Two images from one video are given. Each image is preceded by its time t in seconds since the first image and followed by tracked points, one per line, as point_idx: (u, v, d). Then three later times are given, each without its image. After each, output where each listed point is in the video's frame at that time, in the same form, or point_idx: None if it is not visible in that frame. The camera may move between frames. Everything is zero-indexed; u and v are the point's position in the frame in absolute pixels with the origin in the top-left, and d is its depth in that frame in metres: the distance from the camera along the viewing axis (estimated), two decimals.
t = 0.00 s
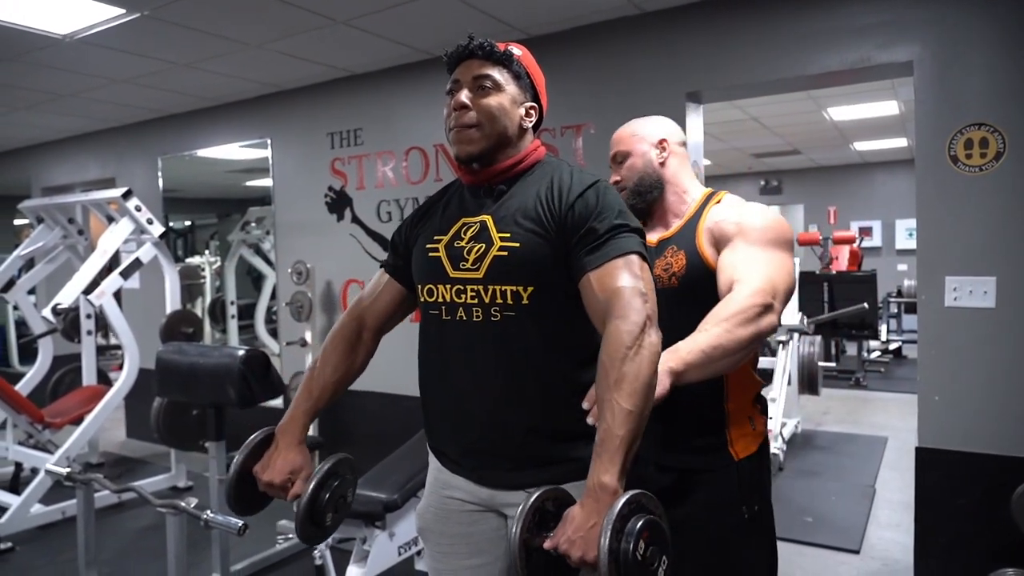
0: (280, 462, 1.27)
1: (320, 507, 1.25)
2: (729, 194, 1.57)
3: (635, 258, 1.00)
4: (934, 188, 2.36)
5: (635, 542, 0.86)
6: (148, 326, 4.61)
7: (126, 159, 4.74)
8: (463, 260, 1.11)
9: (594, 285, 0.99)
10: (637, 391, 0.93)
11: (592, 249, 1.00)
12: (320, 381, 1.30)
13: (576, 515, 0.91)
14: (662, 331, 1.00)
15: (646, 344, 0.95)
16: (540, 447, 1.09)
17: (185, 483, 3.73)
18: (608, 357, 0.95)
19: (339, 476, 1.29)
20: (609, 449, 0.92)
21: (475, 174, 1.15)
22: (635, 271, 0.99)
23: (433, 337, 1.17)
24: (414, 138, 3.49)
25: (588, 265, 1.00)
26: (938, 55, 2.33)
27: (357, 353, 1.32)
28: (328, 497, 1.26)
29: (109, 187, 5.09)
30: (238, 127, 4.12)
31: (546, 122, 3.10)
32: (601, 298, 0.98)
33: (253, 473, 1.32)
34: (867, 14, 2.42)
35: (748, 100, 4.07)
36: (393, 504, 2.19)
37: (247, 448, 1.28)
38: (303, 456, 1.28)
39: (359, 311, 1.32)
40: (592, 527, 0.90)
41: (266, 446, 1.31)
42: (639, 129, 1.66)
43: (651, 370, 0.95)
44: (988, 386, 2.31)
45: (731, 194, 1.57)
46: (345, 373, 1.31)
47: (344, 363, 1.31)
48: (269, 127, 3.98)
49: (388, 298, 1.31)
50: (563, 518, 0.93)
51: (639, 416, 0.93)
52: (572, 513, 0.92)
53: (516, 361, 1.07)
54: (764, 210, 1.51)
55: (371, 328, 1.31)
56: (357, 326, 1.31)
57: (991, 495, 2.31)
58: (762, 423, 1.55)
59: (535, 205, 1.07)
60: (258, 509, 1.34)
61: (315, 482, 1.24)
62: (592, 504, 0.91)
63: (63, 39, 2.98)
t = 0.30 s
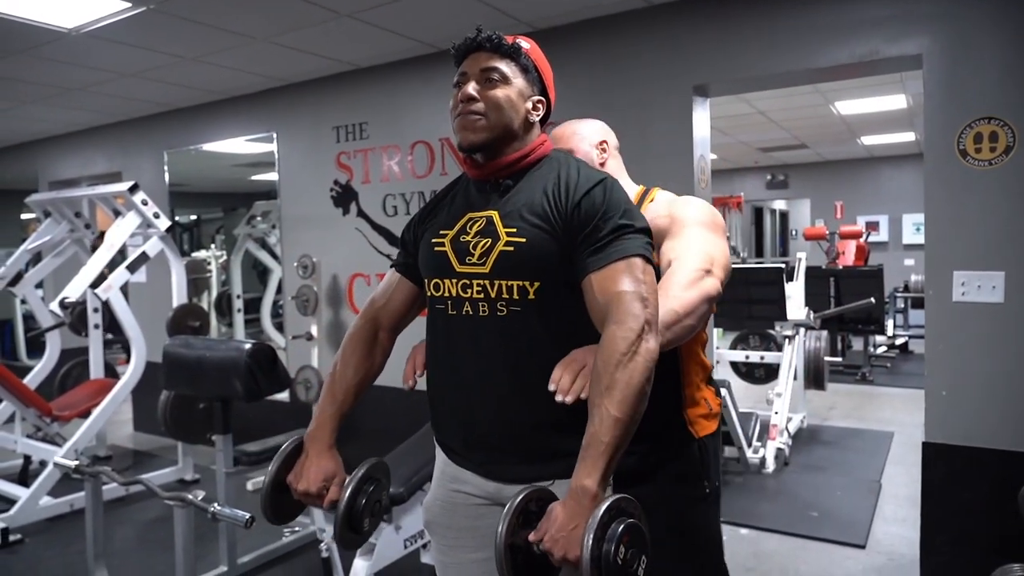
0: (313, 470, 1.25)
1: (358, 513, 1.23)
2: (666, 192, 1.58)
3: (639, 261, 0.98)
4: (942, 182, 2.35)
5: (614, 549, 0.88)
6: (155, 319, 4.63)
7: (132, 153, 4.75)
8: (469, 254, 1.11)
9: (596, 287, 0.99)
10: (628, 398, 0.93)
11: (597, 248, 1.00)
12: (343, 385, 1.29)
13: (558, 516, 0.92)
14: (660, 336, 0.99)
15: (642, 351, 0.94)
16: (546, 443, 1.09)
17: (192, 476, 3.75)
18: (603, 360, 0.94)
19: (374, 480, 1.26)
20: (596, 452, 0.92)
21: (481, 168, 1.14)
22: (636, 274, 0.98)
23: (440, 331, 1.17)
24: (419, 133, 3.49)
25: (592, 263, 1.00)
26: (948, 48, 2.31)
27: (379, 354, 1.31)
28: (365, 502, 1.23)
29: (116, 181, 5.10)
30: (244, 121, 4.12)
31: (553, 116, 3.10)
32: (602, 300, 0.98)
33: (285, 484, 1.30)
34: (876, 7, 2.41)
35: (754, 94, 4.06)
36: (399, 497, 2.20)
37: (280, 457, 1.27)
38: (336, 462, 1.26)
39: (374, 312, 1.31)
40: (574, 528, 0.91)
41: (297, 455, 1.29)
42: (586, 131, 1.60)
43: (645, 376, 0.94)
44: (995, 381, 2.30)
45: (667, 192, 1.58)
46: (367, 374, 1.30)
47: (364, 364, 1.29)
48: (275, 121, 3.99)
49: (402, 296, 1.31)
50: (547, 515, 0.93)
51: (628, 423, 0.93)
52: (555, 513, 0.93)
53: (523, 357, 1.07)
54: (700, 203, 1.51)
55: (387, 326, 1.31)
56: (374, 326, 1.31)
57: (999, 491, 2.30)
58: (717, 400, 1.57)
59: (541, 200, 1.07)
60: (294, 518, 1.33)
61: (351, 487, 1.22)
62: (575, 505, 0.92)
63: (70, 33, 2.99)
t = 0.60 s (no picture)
0: (327, 468, 1.23)
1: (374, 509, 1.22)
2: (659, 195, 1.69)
3: (638, 257, 0.98)
4: (946, 176, 2.34)
5: (607, 544, 0.88)
6: (157, 312, 4.63)
7: (135, 146, 4.75)
8: (473, 249, 1.11)
9: (595, 284, 0.99)
10: (623, 394, 0.93)
11: (598, 244, 1.00)
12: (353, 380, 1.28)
13: (552, 509, 0.93)
14: (658, 332, 0.98)
15: (638, 347, 0.94)
16: (549, 438, 1.09)
17: (195, 469, 3.77)
18: (598, 357, 0.94)
19: (389, 476, 1.26)
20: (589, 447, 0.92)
21: (485, 161, 1.14)
22: (634, 269, 0.97)
23: (444, 324, 1.17)
24: (421, 126, 3.48)
25: (593, 260, 0.99)
26: (952, 41, 2.30)
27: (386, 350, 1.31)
28: (381, 498, 1.22)
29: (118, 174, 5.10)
30: (246, 114, 4.12)
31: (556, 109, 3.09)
32: (600, 296, 0.98)
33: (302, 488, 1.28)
34: None
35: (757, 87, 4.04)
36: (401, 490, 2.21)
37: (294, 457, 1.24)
38: (349, 460, 1.25)
39: (380, 308, 1.32)
40: (566, 522, 0.91)
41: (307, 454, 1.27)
42: (611, 118, 1.65)
43: (641, 372, 0.94)
44: (999, 376, 2.30)
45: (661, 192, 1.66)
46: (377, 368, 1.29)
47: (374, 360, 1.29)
48: (277, 115, 3.98)
49: (409, 293, 1.31)
50: (541, 508, 0.94)
51: (623, 419, 0.93)
52: (548, 506, 0.93)
53: (527, 351, 1.07)
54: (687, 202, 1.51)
55: (394, 322, 1.32)
56: (379, 323, 1.31)
57: (1001, 485, 2.30)
58: (703, 396, 1.60)
59: (545, 194, 1.07)
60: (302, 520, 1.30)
61: (368, 483, 1.21)
62: (568, 499, 0.92)
63: (71, 26, 2.98)
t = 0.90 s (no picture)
0: (277, 427, 1.29)
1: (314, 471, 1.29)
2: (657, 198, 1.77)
3: (656, 228, 0.97)
4: (946, 169, 2.34)
5: (676, 511, 0.86)
6: (156, 306, 4.63)
7: (133, 138, 4.73)
8: (474, 242, 1.10)
9: (617, 258, 0.96)
10: (667, 358, 0.90)
11: (610, 224, 0.98)
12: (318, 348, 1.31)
13: (611, 486, 0.90)
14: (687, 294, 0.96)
15: (674, 312, 0.91)
16: (551, 432, 1.09)
17: (195, 462, 3.77)
18: (635, 328, 0.91)
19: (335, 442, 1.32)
20: (640, 416, 0.89)
21: (485, 153, 1.13)
22: (656, 238, 0.96)
23: (444, 317, 1.17)
24: (421, 119, 3.47)
25: (605, 241, 0.97)
26: (954, 34, 2.29)
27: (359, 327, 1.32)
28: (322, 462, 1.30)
29: (117, 167, 5.09)
30: (245, 107, 4.11)
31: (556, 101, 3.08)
32: (625, 268, 0.95)
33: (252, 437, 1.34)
34: None
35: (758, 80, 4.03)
36: (401, 483, 2.20)
37: (244, 413, 1.30)
38: (299, 422, 1.30)
39: (360, 282, 1.32)
40: (630, 495, 0.89)
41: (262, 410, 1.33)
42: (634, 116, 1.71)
43: (681, 336, 0.92)
44: (998, 369, 2.30)
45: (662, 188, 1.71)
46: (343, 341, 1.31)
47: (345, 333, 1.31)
48: (277, 107, 3.97)
49: (390, 272, 1.32)
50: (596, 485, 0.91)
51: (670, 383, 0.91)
52: (606, 482, 0.90)
53: (528, 344, 1.07)
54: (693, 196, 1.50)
55: (371, 298, 1.32)
56: (357, 295, 1.32)
57: (1000, 478, 2.31)
58: (699, 388, 1.61)
59: (548, 186, 1.06)
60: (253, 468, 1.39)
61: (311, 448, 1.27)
62: (626, 471, 0.90)
63: (69, 18, 2.97)
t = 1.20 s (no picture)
0: (191, 303, 1.32)
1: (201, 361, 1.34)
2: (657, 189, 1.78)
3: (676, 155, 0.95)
4: (946, 160, 2.33)
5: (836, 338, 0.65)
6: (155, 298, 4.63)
7: (130, 130, 4.72)
8: (478, 223, 1.09)
9: (650, 187, 0.93)
10: (745, 229, 0.81)
11: (632, 164, 0.96)
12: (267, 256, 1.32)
13: (749, 352, 0.72)
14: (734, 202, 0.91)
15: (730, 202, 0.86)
16: (554, 416, 1.08)
17: (194, 453, 3.78)
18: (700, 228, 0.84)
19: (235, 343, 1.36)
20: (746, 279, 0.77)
21: (487, 138, 1.12)
22: (679, 160, 0.94)
23: (446, 299, 1.16)
24: (420, 110, 3.46)
25: (630, 182, 0.95)
26: (954, 24, 2.28)
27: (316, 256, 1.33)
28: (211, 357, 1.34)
29: (114, 159, 5.08)
30: (243, 99, 4.09)
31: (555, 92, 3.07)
32: (663, 187, 0.91)
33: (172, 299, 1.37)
34: None
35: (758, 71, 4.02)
36: (400, 474, 2.20)
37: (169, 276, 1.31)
38: (212, 309, 1.32)
39: (333, 214, 1.31)
40: (774, 349, 0.70)
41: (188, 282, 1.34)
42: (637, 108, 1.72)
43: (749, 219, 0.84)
44: (996, 359, 2.30)
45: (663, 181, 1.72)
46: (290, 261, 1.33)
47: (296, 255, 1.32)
48: (274, 99, 3.95)
49: (363, 216, 1.30)
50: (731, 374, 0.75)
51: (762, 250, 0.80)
52: (743, 357, 0.73)
53: (532, 325, 1.06)
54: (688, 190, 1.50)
55: (336, 236, 1.32)
56: (326, 227, 1.31)
57: (998, 469, 2.31)
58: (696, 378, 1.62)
59: (555, 163, 1.05)
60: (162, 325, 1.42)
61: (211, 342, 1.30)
62: (757, 333, 0.73)
63: (65, 8, 2.95)
